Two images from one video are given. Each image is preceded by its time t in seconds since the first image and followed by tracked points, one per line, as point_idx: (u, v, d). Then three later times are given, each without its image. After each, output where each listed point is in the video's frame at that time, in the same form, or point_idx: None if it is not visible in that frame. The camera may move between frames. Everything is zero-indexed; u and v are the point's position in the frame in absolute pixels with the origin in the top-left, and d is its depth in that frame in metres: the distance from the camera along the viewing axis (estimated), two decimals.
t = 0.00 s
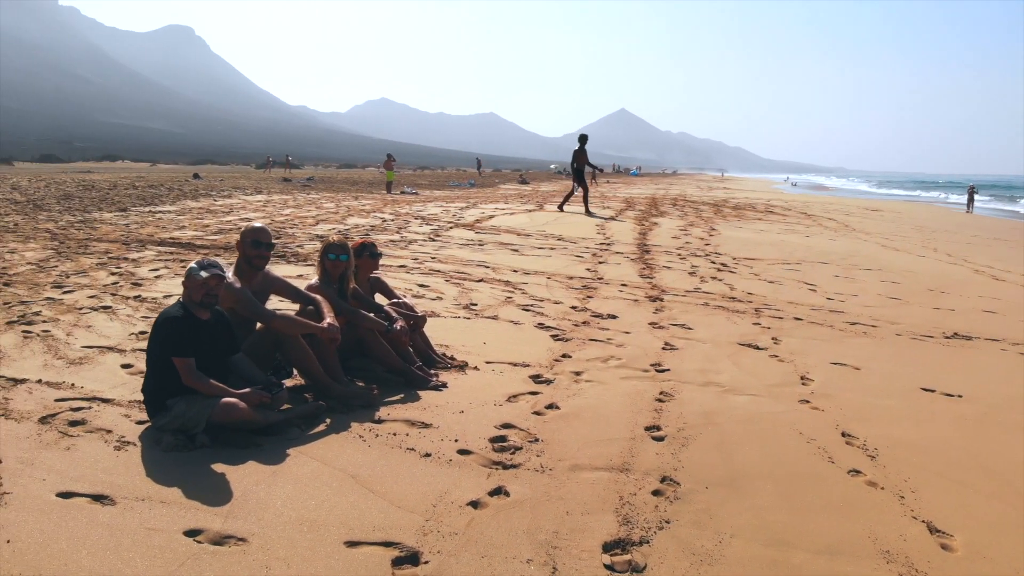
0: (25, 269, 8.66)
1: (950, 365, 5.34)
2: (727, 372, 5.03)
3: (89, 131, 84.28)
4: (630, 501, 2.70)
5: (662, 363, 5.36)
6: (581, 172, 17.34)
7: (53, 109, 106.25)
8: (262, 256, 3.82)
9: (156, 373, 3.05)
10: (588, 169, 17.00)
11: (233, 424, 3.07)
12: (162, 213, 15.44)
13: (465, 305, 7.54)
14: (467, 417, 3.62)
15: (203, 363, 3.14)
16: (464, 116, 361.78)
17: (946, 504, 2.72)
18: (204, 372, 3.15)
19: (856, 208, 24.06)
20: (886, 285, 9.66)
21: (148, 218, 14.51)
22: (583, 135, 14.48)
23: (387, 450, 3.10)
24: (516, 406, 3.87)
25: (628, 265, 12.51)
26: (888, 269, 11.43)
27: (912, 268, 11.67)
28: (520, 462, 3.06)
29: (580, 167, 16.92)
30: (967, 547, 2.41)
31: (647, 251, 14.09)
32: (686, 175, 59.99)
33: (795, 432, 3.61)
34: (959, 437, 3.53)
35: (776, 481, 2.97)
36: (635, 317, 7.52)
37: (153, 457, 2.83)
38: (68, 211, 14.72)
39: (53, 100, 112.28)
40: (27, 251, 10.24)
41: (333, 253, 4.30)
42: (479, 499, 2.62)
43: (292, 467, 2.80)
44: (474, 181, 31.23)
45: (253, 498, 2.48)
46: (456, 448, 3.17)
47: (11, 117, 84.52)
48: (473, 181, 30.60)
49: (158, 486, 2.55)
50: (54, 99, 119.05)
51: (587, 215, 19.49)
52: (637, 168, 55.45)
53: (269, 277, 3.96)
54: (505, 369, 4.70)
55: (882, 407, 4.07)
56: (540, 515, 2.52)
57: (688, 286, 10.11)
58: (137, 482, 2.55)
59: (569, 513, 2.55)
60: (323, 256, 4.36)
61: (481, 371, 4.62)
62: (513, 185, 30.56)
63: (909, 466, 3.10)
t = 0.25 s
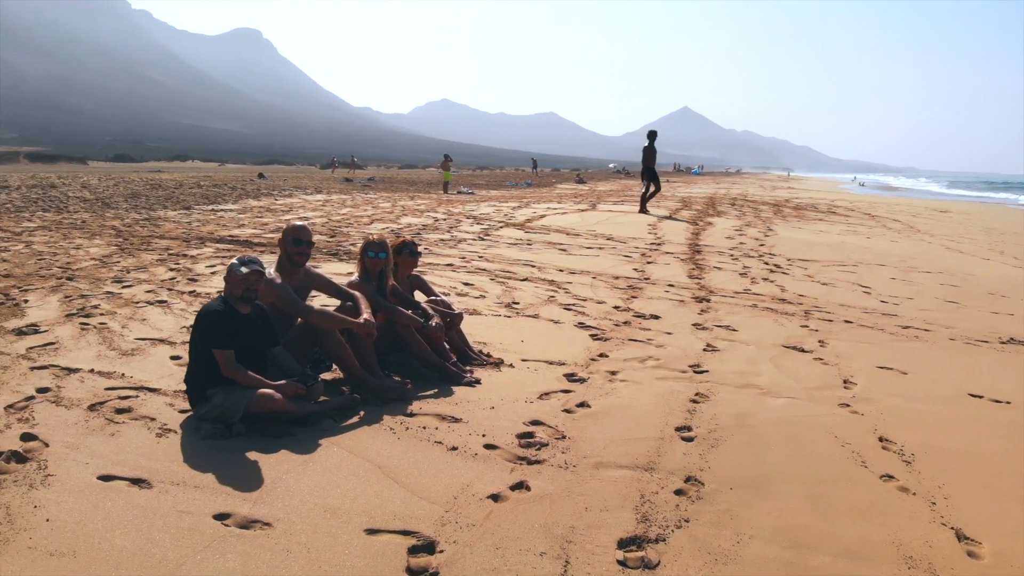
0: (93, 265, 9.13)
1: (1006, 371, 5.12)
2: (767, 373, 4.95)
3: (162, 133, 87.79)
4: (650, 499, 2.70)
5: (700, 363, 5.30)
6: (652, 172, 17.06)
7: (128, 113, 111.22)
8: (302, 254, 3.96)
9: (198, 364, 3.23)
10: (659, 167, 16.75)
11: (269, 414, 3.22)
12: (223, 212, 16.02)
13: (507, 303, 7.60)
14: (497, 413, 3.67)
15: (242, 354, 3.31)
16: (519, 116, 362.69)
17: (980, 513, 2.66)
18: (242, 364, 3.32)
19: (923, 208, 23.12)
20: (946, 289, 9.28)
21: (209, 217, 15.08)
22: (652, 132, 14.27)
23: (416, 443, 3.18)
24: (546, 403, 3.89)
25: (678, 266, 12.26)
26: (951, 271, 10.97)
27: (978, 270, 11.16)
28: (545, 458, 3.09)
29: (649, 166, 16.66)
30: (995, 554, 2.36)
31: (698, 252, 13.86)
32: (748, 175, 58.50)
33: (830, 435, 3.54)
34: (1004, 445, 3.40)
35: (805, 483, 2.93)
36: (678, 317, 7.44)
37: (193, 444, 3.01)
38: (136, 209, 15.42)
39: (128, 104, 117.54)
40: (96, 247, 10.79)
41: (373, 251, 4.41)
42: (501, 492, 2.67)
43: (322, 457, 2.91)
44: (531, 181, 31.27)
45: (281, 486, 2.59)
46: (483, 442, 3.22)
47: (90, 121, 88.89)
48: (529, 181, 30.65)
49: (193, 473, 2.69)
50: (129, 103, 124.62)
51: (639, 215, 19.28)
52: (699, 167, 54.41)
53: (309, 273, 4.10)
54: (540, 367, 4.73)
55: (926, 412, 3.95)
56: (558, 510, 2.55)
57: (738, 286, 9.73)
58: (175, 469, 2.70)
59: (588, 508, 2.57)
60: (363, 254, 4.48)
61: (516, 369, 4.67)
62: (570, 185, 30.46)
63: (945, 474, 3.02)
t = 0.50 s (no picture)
0: (149, 262, 9.50)
1: None
2: (803, 374, 4.86)
3: (219, 134, 90.48)
4: (669, 497, 2.69)
5: (736, 363, 5.23)
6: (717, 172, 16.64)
7: (189, 115, 114.97)
8: (338, 251, 4.08)
9: (235, 357, 3.39)
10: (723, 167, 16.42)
11: (301, 407, 3.34)
12: (275, 211, 16.44)
13: (544, 302, 7.62)
14: (523, 409, 3.71)
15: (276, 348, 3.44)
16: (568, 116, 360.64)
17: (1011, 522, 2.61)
18: (275, 358, 3.45)
19: (986, 209, 22.19)
20: (1003, 293, 8.90)
21: (261, 215, 15.51)
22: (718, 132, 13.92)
23: (442, 437, 3.25)
24: (574, 402, 3.91)
25: (723, 266, 11.91)
26: (1011, 274, 10.50)
27: None
28: (568, 454, 3.12)
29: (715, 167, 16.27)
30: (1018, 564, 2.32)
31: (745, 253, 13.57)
32: (805, 175, 56.92)
33: (862, 439, 3.48)
34: None
35: (831, 486, 2.89)
36: (717, 317, 7.35)
37: (228, 434, 3.15)
38: (193, 207, 15.96)
39: (189, 107, 121.52)
40: (153, 245, 11.22)
41: (407, 249, 4.49)
42: (520, 487, 2.71)
43: (349, 449, 3.00)
44: (584, 181, 31.08)
45: (305, 476, 2.68)
46: (507, 438, 3.27)
47: (155, 123, 92.21)
48: (581, 181, 30.49)
49: (223, 462, 2.81)
50: (190, 106, 128.79)
51: (686, 216, 19.00)
52: (756, 167, 53.12)
53: (345, 271, 4.21)
54: (571, 366, 4.75)
55: (967, 419, 3.83)
56: (575, 506, 2.57)
57: (784, 287, 9.34)
58: (206, 458, 2.83)
59: (605, 505, 2.59)
60: (398, 252, 4.56)
61: (547, 367, 4.69)
62: (621, 185, 30.15)
63: (979, 482, 2.96)
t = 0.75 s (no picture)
0: (186, 259, 9.78)
1: None
2: (823, 375, 4.81)
3: (259, 134, 92.17)
4: (672, 494, 2.70)
5: (755, 363, 5.19)
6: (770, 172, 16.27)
7: (232, 117, 117.41)
8: (357, 249, 4.17)
9: (253, 351, 3.50)
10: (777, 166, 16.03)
11: (316, 400, 3.44)
12: (310, 210, 16.75)
13: (567, 301, 7.65)
14: (534, 406, 3.75)
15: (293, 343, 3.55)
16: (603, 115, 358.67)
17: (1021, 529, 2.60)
18: (292, 353, 3.55)
19: None
20: None
21: (296, 215, 15.81)
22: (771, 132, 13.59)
23: (452, 431, 3.31)
24: (586, 399, 3.92)
25: (755, 266, 11.51)
26: None
27: None
28: (575, 450, 3.15)
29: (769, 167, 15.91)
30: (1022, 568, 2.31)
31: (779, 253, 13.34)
32: (852, 176, 55.68)
33: (876, 441, 3.44)
34: None
35: (839, 488, 2.88)
36: (742, 317, 7.28)
37: (245, 425, 3.26)
38: (231, 206, 16.36)
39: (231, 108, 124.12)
40: (190, 243, 11.54)
41: (425, 247, 4.56)
42: (524, 481, 2.75)
43: (359, 443, 3.09)
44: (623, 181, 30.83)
45: (314, 468, 2.77)
46: (516, 434, 3.31)
47: (199, 125, 94.44)
48: (619, 182, 30.27)
49: (237, 453, 2.91)
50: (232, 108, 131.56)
51: (720, 216, 18.77)
52: (798, 167, 52.07)
53: (364, 269, 4.30)
54: (587, 364, 4.77)
55: (989, 423, 3.75)
56: (576, 501, 2.60)
57: (815, 289, 9.05)
58: (222, 449, 2.93)
59: (606, 501, 2.61)
60: (417, 250, 4.63)
61: (563, 365, 4.72)
62: (659, 185, 29.86)
63: (992, 487, 2.92)
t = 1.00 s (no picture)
0: (213, 257, 9.98)
1: None
2: (838, 376, 4.76)
3: (290, 135, 93.32)
4: (673, 492, 2.72)
5: (770, 363, 5.15)
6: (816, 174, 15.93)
7: (264, 117, 119.04)
8: (371, 247, 4.24)
9: (268, 346, 3.59)
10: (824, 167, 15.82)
11: (327, 395, 3.52)
12: (336, 210, 16.93)
13: (585, 300, 7.65)
14: (542, 403, 3.78)
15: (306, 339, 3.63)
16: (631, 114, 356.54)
17: None
18: (305, 348, 3.64)
19: None
20: None
21: (323, 214, 16.02)
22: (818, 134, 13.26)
23: (459, 427, 3.36)
24: (596, 398, 3.95)
25: (781, 265, 11.33)
26: None
27: None
28: (579, 447, 3.17)
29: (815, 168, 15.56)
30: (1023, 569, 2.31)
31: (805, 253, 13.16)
32: (887, 176, 54.59)
33: (886, 443, 3.41)
34: None
35: (844, 487, 2.87)
36: (762, 316, 7.22)
37: (258, 419, 3.35)
38: (259, 205, 16.62)
39: (264, 108, 125.85)
40: (218, 241, 11.76)
41: (439, 246, 4.62)
42: (525, 476, 2.79)
43: (366, 436, 3.15)
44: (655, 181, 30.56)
45: (321, 460, 2.84)
46: (522, 430, 3.34)
47: (232, 125, 95.92)
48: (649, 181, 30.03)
49: (247, 446, 2.99)
50: (264, 108, 133.42)
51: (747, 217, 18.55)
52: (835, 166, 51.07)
53: (378, 267, 4.38)
54: (599, 363, 4.78)
55: (1005, 427, 3.70)
56: (576, 496, 2.63)
57: (837, 290, 8.89)
58: (233, 442, 3.02)
59: (606, 496, 2.64)
60: (431, 249, 4.69)
61: (575, 364, 4.74)
62: (687, 185, 29.57)
63: (1001, 491, 2.89)
